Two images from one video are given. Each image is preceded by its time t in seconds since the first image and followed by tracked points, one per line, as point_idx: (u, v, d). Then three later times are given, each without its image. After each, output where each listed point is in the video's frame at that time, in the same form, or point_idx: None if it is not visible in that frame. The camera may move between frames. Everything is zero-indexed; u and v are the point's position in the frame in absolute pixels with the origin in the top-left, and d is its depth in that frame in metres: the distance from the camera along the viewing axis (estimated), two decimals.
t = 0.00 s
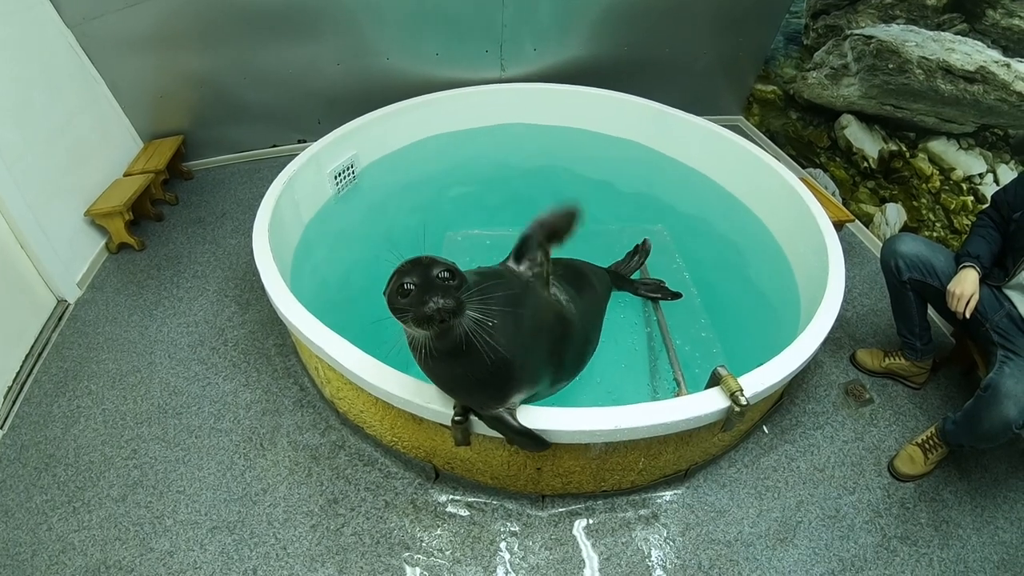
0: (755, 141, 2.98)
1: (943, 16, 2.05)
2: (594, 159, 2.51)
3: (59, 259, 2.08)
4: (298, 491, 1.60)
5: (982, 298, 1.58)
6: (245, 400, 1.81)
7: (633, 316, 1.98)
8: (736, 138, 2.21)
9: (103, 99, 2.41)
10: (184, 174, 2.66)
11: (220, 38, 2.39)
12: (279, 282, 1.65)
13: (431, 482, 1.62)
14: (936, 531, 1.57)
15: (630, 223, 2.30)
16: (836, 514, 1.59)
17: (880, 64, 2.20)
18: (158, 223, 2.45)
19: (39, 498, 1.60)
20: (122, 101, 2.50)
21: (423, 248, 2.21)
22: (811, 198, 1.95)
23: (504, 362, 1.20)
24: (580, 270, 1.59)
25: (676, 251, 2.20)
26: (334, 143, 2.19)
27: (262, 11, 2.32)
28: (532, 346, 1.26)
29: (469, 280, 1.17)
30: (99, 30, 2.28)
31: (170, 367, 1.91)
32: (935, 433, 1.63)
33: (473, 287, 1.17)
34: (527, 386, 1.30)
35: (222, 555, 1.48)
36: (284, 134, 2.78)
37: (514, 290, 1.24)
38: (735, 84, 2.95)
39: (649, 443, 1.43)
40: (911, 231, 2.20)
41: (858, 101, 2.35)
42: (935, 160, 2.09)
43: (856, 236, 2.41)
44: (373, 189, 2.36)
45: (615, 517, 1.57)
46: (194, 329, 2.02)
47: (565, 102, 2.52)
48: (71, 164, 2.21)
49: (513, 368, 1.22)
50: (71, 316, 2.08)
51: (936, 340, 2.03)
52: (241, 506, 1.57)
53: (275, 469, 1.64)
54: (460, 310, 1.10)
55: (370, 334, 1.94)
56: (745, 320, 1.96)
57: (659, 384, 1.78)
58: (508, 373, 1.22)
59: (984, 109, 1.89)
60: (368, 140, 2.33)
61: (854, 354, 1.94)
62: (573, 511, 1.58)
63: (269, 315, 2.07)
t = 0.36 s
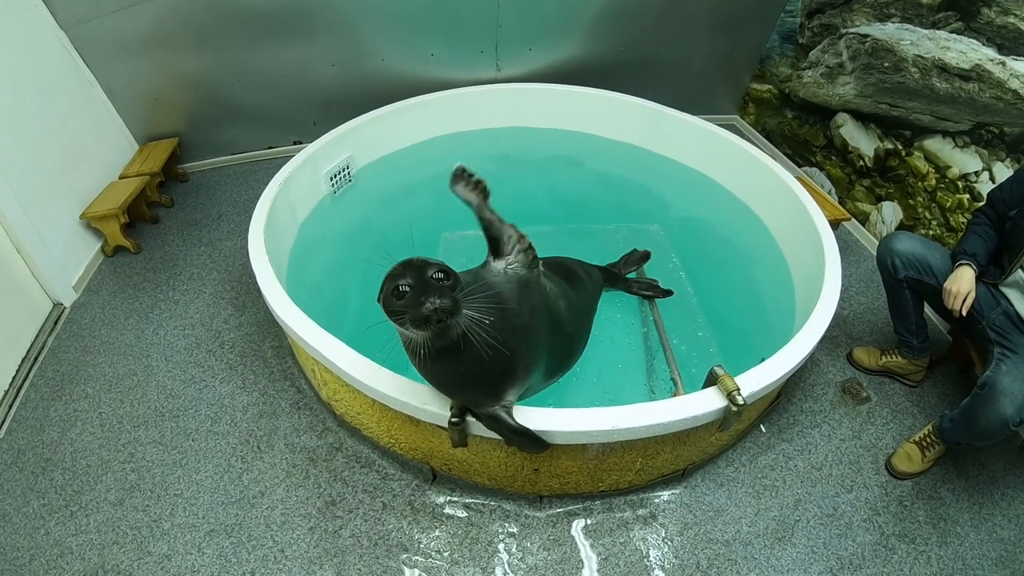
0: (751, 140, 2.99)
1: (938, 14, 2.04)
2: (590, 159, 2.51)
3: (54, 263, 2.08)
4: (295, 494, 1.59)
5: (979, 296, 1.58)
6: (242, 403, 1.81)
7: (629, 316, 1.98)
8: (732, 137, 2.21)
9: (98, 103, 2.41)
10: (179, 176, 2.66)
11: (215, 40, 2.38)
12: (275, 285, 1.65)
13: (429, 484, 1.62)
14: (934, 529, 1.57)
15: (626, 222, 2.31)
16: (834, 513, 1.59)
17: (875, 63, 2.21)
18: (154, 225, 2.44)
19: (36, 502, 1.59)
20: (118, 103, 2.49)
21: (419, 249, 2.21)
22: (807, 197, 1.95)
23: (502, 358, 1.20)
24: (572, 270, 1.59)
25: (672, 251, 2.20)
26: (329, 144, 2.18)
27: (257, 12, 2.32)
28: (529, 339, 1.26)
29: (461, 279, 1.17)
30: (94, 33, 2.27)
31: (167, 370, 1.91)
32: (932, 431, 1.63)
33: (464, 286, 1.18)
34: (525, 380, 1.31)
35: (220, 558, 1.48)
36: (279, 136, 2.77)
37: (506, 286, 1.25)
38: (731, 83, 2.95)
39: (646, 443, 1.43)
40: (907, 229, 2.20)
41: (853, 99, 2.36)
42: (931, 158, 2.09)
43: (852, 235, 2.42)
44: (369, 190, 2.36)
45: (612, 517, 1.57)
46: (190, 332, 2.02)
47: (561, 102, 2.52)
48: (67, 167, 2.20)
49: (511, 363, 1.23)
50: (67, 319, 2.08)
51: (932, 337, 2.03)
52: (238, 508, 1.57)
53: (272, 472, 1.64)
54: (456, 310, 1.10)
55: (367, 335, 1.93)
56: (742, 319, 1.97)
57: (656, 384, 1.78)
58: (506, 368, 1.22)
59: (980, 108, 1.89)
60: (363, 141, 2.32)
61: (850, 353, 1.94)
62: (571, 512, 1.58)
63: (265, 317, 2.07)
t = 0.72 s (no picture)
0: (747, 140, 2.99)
1: (933, 15, 2.04)
2: (587, 160, 2.52)
3: (51, 266, 2.07)
4: (294, 497, 1.59)
5: (975, 295, 1.59)
6: (240, 406, 1.80)
7: (627, 317, 1.98)
8: (728, 138, 2.21)
9: (94, 107, 2.41)
10: (176, 179, 2.66)
11: (211, 43, 2.38)
12: (273, 288, 1.65)
13: (427, 486, 1.62)
14: (932, 528, 1.57)
15: (624, 224, 2.31)
16: (832, 512, 1.59)
17: (871, 63, 2.22)
18: (150, 228, 2.44)
19: (34, 506, 1.59)
20: (114, 106, 2.48)
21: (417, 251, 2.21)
22: (803, 198, 1.96)
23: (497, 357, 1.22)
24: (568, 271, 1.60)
25: (668, 252, 2.20)
26: (326, 146, 2.18)
27: (252, 15, 2.32)
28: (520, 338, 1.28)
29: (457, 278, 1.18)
30: (90, 36, 2.27)
31: (164, 374, 1.90)
32: (929, 431, 1.64)
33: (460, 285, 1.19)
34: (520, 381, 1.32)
35: (218, 562, 1.48)
36: (276, 139, 2.77)
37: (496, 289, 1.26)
38: (726, 83, 2.96)
39: (644, 444, 1.43)
40: (903, 229, 2.21)
41: (849, 100, 2.36)
42: (926, 158, 2.10)
43: (848, 235, 2.42)
44: (366, 192, 2.36)
45: (610, 518, 1.57)
46: (188, 335, 2.02)
47: (557, 103, 2.52)
48: (63, 171, 2.20)
49: (507, 362, 1.24)
50: (64, 322, 2.07)
51: (929, 337, 2.04)
52: (236, 512, 1.57)
53: (270, 475, 1.64)
54: (456, 306, 1.11)
55: (365, 338, 1.94)
56: (739, 320, 1.97)
57: (654, 386, 1.78)
58: (501, 368, 1.23)
59: (975, 108, 1.90)
60: (360, 144, 2.32)
61: (847, 352, 1.95)
62: (569, 513, 1.58)
63: (263, 320, 2.07)
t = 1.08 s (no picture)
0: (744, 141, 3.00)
1: (930, 15, 2.05)
2: (584, 161, 2.52)
3: (50, 269, 2.07)
4: (294, 499, 1.60)
5: (972, 295, 1.59)
6: (240, 408, 1.81)
7: (626, 318, 1.99)
8: (726, 139, 2.22)
9: (92, 108, 2.41)
10: (175, 182, 2.66)
11: (210, 45, 2.38)
12: (273, 291, 1.65)
13: (428, 488, 1.62)
14: (931, 527, 1.58)
15: (622, 225, 2.32)
16: (831, 512, 1.60)
17: (868, 64, 2.22)
18: (149, 231, 2.44)
19: (35, 510, 1.59)
20: (112, 108, 2.49)
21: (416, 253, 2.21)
22: (801, 199, 1.97)
23: (500, 360, 1.21)
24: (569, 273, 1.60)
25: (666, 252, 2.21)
26: (324, 149, 2.18)
27: (251, 18, 2.32)
28: (525, 342, 1.28)
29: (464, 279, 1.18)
30: (89, 39, 2.27)
31: (164, 376, 1.90)
32: (927, 430, 1.64)
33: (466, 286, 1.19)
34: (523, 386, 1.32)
35: (219, 564, 1.48)
36: (275, 141, 2.77)
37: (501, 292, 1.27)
38: (724, 84, 2.97)
39: (644, 445, 1.44)
40: (901, 229, 2.22)
41: (846, 101, 2.37)
42: (924, 158, 2.10)
43: (846, 235, 2.43)
44: (365, 194, 2.36)
45: (610, 519, 1.57)
46: (187, 337, 2.02)
47: (555, 105, 2.52)
48: (62, 173, 2.20)
49: (510, 366, 1.24)
50: (63, 325, 2.07)
51: (927, 336, 2.05)
52: (237, 514, 1.57)
53: (271, 477, 1.64)
54: (459, 307, 1.10)
55: (364, 340, 1.94)
56: (737, 321, 1.98)
57: (653, 386, 1.78)
58: (503, 371, 1.23)
59: (972, 108, 1.90)
60: (358, 146, 2.33)
61: (845, 352, 1.95)
62: (569, 514, 1.58)
63: (262, 322, 2.07)
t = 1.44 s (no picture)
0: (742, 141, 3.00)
1: (926, 14, 2.06)
2: (583, 162, 2.52)
3: (48, 274, 2.07)
4: (295, 503, 1.59)
5: (970, 294, 1.59)
6: (240, 412, 1.80)
7: (625, 319, 1.99)
8: (725, 140, 2.23)
9: (90, 113, 2.41)
10: (173, 185, 2.65)
11: (206, 48, 2.38)
12: (272, 295, 1.65)
13: (428, 490, 1.62)
14: (931, 525, 1.58)
15: (620, 226, 2.32)
16: (831, 511, 1.60)
17: (865, 63, 2.22)
18: (147, 235, 2.43)
19: (35, 516, 1.58)
20: (109, 113, 2.48)
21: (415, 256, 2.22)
22: (799, 199, 1.97)
23: (505, 357, 1.23)
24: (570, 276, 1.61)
25: (665, 253, 2.21)
26: (322, 152, 2.18)
27: (247, 21, 2.31)
28: (528, 339, 1.29)
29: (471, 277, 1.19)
30: (85, 43, 2.26)
31: (163, 381, 1.90)
32: (927, 428, 1.65)
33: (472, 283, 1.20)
34: (526, 387, 1.33)
35: (221, 569, 1.48)
36: (272, 144, 2.77)
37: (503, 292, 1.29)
38: (721, 84, 2.97)
39: (645, 446, 1.44)
40: (898, 228, 2.22)
41: (843, 100, 2.37)
42: (921, 157, 2.11)
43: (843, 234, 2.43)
44: (363, 196, 2.36)
45: (612, 520, 1.57)
46: (186, 341, 2.02)
47: (553, 106, 2.52)
48: (58, 178, 2.19)
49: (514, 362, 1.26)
50: (61, 330, 2.07)
51: (925, 335, 2.05)
52: (238, 518, 1.57)
53: (271, 481, 1.64)
54: (466, 307, 1.12)
55: (364, 344, 1.94)
56: (736, 321, 1.98)
57: (653, 387, 1.79)
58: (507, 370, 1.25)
59: (969, 107, 1.91)
60: (356, 148, 2.33)
61: (844, 351, 1.96)
62: (570, 516, 1.58)
63: (261, 326, 2.07)
